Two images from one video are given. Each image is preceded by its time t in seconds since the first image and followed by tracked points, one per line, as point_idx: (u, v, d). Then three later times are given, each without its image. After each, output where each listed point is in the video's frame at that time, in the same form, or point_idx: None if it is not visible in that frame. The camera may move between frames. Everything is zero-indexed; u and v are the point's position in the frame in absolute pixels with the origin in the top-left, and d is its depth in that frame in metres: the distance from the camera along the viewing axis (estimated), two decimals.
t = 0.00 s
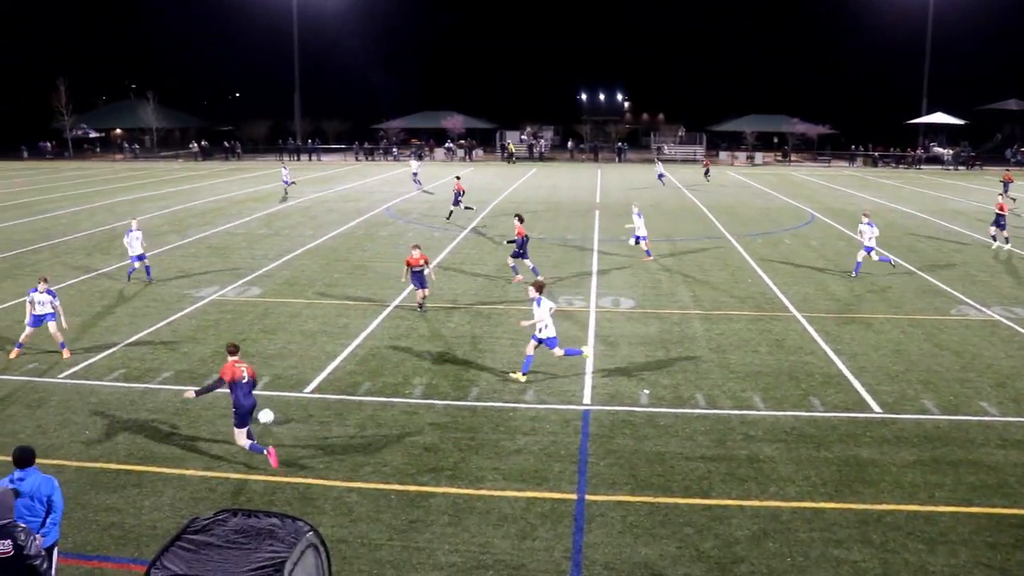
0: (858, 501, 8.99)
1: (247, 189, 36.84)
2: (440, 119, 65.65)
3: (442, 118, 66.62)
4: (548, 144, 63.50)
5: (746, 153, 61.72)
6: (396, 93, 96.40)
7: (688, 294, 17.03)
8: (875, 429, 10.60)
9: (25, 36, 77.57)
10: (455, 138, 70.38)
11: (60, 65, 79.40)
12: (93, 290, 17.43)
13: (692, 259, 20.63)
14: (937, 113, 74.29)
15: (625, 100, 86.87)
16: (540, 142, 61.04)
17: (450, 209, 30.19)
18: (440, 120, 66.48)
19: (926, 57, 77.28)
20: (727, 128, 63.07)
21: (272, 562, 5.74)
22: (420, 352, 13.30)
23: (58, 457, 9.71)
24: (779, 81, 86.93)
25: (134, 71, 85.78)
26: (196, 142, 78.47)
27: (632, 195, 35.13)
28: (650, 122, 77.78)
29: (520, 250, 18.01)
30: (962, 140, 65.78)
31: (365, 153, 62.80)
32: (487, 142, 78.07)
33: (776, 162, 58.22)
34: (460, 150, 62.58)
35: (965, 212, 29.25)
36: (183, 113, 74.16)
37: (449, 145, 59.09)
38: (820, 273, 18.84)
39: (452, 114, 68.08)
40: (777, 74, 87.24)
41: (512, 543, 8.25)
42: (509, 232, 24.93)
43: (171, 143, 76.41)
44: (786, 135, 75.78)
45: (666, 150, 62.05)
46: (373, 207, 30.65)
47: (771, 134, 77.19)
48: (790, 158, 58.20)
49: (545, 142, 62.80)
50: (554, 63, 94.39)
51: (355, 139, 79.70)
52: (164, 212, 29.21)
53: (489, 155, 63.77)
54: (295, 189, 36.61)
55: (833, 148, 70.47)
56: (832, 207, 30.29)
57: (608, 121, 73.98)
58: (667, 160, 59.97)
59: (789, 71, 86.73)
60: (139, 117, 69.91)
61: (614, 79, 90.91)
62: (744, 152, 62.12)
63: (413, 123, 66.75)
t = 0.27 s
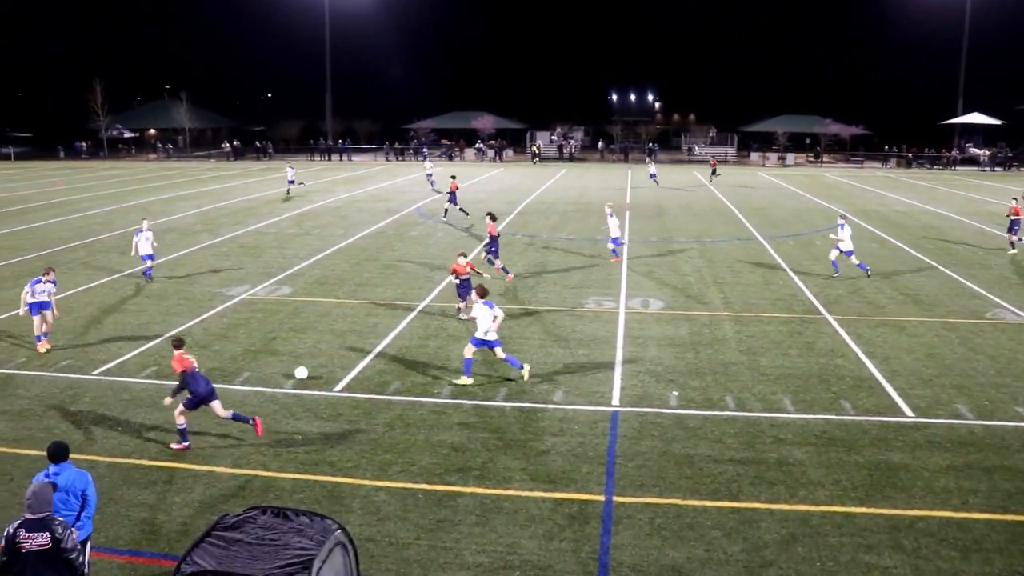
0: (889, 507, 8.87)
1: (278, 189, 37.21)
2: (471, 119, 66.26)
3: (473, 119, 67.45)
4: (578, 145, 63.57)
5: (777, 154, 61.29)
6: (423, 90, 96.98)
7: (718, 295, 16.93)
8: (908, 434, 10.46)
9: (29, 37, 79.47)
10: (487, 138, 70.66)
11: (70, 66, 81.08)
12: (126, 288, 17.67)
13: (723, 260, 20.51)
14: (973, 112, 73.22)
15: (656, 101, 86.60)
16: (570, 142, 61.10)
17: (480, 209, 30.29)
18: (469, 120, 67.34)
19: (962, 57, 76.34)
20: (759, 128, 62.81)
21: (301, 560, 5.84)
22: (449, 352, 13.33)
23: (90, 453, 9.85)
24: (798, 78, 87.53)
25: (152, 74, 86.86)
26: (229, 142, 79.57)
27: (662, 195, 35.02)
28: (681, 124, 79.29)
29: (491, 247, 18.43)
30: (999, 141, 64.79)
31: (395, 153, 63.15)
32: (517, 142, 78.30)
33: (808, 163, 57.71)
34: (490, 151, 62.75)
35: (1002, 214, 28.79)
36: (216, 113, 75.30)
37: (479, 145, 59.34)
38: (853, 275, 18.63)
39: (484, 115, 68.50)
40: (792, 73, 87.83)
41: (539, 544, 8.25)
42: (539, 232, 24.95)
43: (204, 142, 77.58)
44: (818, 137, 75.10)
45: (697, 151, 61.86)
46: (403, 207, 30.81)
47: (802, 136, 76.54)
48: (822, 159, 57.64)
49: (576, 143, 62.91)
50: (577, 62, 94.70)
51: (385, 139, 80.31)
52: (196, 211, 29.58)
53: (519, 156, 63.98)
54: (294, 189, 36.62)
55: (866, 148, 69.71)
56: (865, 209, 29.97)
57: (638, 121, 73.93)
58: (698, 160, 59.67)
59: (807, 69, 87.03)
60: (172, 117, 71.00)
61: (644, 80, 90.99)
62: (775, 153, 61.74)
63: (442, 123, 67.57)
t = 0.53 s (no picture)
0: (915, 511, 8.78)
1: (302, 189, 37.48)
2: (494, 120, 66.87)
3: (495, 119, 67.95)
4: (601, 145, 63.76)
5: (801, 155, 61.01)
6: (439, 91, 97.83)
7: (741, 296, 16.86)
8: (934, 438, 10.36)
9: (29, 36, 81.29)
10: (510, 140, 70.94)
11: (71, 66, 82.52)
12: (152, 287, 17.83)
13: (746, 261, 20.42)
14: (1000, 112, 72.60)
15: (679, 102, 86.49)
16: (593, 142, 61.24)
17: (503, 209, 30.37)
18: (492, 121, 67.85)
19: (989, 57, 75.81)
20: (783, 129, 62.74)
21: (322, 559, 5.83)
22: (471, 353, 13.34)
23: (116, 450, 9.95)
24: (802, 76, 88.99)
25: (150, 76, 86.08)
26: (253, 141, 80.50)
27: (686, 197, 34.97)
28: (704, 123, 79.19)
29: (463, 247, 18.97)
30: None
31: (418, 153, 63.44)
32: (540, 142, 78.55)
33: (832, 164, 57.36)
34: (512, 151, 62.94)
35: None
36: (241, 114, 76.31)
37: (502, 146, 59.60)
38: (879, 278, 18.50)
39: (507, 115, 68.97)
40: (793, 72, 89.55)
41: (561, 545, 8.23)
42: (562, 233, 24.95)
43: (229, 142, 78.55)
44: (842, 138, 74.63)
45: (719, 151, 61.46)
46: (426, 207, 30.93)
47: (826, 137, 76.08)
48: (846, 159, 57.27)
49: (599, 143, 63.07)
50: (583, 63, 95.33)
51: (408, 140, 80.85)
52: (221, 211, 29.84)
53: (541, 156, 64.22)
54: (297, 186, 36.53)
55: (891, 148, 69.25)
56: (891, 210, 29.80)
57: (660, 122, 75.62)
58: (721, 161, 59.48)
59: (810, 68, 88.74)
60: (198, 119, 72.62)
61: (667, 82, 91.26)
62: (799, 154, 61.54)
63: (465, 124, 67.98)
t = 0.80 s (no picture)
0: (956, 518, 8.65)
1: (338, 189, 37.77)
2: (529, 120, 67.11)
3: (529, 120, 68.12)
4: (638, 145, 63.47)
5: (840, 156, 60.26)
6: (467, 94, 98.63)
7: (778, 299, 16.70)
8: (975, 444, 10.19)
9: (33, 37, 80.43)
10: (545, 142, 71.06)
11: (71, 66, 82.86)
12: (191, 285, 18.06)
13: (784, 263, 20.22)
14: None
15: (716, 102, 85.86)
16: (629, 143, 61.05)
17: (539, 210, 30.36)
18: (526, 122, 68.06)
19: None
20: (821, 130, 62.10)
21: (359, 555, 5.83)
22: (507, 353, 13.37)
23: (156, 445, 10.09)
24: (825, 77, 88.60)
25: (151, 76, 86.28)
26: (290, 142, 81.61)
27: (724, 198, 34.73)
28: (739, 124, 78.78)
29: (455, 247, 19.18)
30: None
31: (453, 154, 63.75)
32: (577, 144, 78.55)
33: (871, 166, 56.55)
34: (548, 152, 62.94)
35: None
36: (278, 115, 77.50)
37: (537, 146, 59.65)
38: (920, 281, 18.23)
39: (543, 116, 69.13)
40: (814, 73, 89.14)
41: (595, 547, 8.20)
42: (598, 233, 24.89)
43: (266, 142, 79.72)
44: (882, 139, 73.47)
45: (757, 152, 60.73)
46: (462, 207, 31.02)
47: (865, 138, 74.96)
48: (886, 161, 56.43)
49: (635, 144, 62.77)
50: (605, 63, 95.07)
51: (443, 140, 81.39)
52: (258, 210, 30.16)
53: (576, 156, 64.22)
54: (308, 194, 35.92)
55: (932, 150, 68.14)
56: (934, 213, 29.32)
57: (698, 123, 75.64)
58: (758, 162, 58.93)
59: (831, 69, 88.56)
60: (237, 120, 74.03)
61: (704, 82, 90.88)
62: (838, 155, 60.86)
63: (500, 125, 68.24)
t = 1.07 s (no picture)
0: (990, 525, 8.51)
1: (369, 188, 38.06)
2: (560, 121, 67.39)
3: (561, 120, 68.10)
4: (669, 145, 63.51)
5: (874, 157, 59.82)
6: (498, 94, 99.03)
7: (810, 301, 16.57)
8: (1012, 450, 10.03)
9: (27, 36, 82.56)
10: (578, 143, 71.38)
11: (71, 66, 84.36)
12: (223, 284, 18.23)
13: (816, 265, 20.03)
14: None
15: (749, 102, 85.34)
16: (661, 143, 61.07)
17: (569, 210, 30.36)
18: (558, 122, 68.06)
19: None
20: (854, 130, 61.90)
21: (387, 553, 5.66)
22: (536, 353, 13.38)
23: (186, 442, 10.18)
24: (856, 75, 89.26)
25: (151, 75, 87.55)
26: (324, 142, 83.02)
27: (757, 199, 34.48)
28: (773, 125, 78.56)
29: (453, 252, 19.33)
30: None
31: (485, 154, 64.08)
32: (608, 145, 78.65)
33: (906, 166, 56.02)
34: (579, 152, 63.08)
35: None
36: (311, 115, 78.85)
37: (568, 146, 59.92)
38: (957, 284, 17.98)
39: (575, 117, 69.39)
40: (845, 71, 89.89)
41: (623, 548, 8.17)
42: (629, 234, 24.82)
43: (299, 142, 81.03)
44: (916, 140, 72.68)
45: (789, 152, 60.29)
46: (491, 207, 31.15)
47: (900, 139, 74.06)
48: (921, 161, 55.84)
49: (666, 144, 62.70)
50: (635, 61, 95.53)
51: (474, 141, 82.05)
52: (289, 210, 30.40)
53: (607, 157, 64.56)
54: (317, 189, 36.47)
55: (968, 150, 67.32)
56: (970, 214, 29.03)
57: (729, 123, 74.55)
58: (790, 162, 58.66)
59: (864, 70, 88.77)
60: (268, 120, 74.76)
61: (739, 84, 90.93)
62: (872, 155, 60.49)
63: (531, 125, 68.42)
